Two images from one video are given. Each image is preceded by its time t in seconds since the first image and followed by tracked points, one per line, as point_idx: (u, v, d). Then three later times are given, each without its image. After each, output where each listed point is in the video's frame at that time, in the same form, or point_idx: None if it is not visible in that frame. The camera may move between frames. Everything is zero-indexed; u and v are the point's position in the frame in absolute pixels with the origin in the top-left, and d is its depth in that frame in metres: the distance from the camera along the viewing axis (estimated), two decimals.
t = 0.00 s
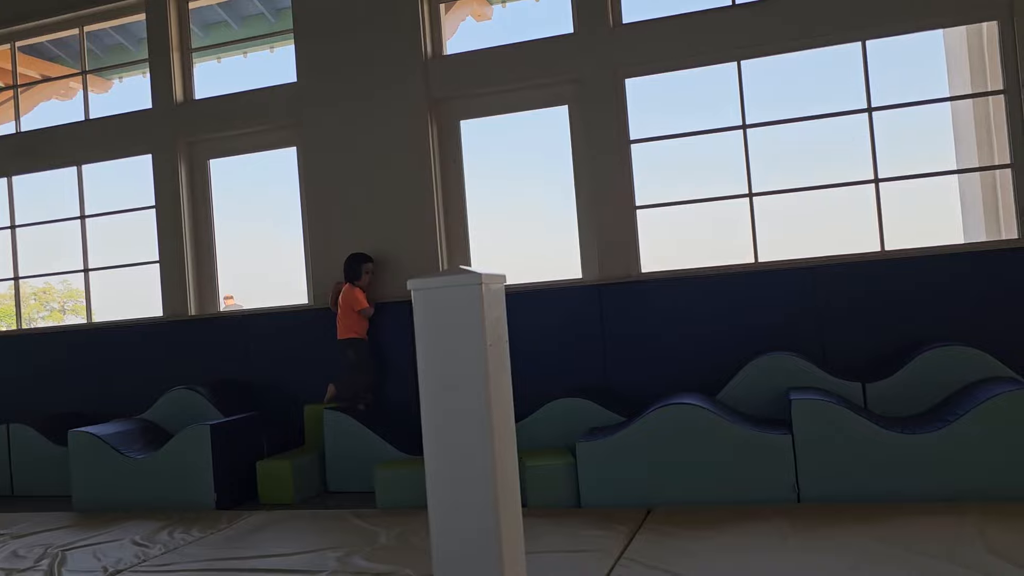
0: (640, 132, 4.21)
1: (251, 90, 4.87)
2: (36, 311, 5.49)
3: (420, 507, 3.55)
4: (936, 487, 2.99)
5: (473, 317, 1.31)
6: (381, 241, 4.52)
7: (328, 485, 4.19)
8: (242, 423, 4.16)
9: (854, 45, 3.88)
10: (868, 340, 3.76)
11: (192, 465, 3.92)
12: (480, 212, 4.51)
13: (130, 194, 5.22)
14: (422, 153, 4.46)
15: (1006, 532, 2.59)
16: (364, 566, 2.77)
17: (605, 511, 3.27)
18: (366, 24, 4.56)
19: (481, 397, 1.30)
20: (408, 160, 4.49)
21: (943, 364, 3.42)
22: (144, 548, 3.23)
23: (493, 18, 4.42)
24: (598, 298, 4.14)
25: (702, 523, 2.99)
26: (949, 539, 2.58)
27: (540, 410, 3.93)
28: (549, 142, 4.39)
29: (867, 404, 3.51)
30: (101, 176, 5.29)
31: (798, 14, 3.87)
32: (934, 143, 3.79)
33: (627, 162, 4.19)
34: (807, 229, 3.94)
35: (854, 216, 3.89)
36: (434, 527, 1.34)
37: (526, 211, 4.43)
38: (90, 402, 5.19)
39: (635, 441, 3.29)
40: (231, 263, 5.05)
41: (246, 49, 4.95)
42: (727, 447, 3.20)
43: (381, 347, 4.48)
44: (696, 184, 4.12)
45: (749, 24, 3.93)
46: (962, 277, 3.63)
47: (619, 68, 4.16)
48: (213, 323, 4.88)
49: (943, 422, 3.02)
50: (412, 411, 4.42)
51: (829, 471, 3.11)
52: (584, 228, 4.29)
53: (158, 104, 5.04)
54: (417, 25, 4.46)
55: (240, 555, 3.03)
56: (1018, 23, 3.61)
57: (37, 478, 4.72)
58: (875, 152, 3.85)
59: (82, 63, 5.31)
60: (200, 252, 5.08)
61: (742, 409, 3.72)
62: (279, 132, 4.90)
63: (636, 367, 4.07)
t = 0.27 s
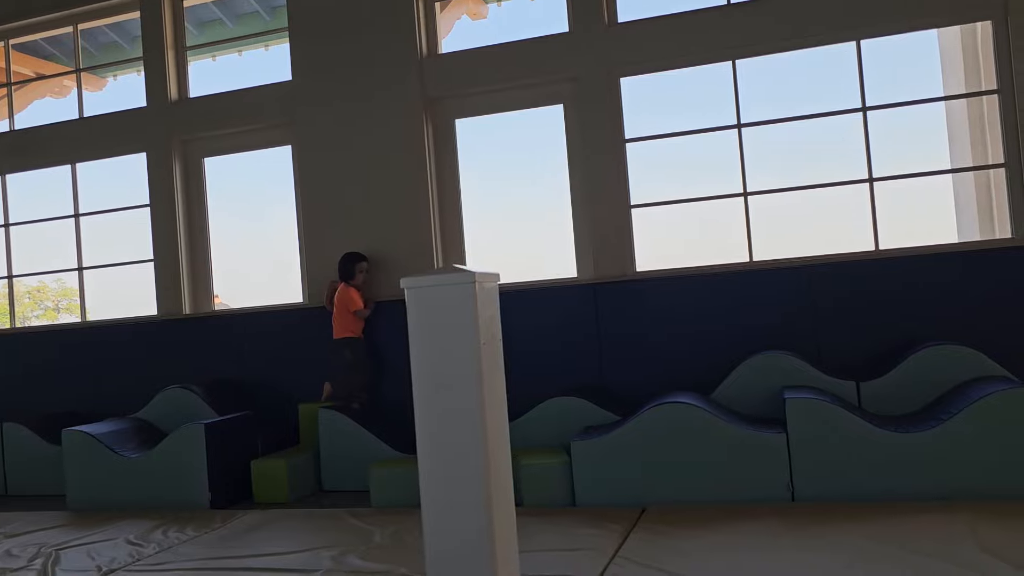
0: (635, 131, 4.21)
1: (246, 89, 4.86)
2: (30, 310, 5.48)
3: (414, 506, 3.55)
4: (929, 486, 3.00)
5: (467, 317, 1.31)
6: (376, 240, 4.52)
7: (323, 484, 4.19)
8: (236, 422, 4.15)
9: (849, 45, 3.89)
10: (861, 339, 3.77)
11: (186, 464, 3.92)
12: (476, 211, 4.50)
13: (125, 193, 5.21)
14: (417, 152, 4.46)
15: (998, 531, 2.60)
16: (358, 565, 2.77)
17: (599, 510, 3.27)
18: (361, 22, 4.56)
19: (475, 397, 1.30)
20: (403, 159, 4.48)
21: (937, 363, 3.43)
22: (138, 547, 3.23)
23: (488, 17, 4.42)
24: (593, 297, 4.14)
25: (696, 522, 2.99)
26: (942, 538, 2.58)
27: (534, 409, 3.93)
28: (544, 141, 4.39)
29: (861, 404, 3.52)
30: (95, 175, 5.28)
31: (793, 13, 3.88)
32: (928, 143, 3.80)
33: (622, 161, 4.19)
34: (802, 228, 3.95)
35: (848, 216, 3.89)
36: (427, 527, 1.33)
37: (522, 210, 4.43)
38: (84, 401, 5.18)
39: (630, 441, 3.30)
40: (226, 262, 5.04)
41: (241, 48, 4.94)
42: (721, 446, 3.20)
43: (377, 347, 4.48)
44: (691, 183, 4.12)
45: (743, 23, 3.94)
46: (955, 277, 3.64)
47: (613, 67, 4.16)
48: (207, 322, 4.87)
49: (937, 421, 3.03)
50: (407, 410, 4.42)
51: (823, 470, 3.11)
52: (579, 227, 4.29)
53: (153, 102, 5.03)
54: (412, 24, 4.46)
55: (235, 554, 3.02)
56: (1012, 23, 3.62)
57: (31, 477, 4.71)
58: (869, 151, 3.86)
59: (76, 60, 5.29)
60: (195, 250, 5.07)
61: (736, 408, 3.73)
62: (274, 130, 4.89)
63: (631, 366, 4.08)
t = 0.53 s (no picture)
0: (629, 131, 4.22)
1: (240, 87, 4.85)
2: (23, 308, 5.46)
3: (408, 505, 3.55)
4: (921, 485, 3.01)
5: (459, 315, 1.31)
6: (370, 239, 4.52)
7: (316, 482, 4.18)
8: (229, 421, 4.14)
9: (842, 45, 3.90)
10: (854, 339, 3.78)
11: (179, 462, 3.91)
12: (470, 210, 4.51)
13: (118, 191, 5.20)
14: (411, 151, 4.46)
15: (989, 529, 2.61)
16: (352, 564, 2.77)
17: (592, 509, 3.27)
18: (355, 20, 4.55)
19: (468, 395, 1.30)
20: (397, 158, 4.48)
21: (929, 363, 3.44)
22: (130, 546, 3.22)
23: (483, 16, 4.42)
24: (587, 296, 4.14)
25: (689, 520, 3.00)
26: (934, 536, 2.59)
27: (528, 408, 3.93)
28: (538, 140, 4.39)
29: (854, 403, 3.53)
30: (88, 173, 5.26)
31: (786, 14, 3.89)
32: (921, 143, 3.82)
33: (616, 160, 4.20)
34: (795, 228, 3.96)
35: (842, 216, 3.91)
36: (419, 526, 1.33)
37: (516, 209, 4.43)
38: (76, 400, 5.17)
39: (623, 440, 3.30)
40: (220, 260, 5.03)
41: (235, 46, 4.93)
42: (714, 445, 3.21)
43: (371, 345, 4.47)
44: (686, 182, 4.12)
45: (738, 23, 3.94)
46: (948, 277, 3.65)
47: (608, 66, 4.16)
48: (201, 320, 4.86)
49: (929, 420, 3.04)
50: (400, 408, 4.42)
51: (815, 469, 3.12)
52: (573, 226, 4.30)
53: (146, 100, 5.02)
54: (406, 22, 4.45)
55: (228, 553, 3.02)
56: (1005, 24, 3.63)
57: (23, 475, 4.70)
58: (862, 151, 3.87)
59: (69, 58, 5.28)
60: (189, 248, 5.06)
61: (729, 407, 3.73)
62: (267, 129, 4.89)
63: (624, 366, 4.08)
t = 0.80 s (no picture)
0: (621, 130, 4.22)
1: (232, 84, 4.83)
2: (13, 305, 5.44)
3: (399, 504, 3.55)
4: (911, 484, 3.03)
5: (450, 313, 1.31)
6: (363, 237, 4.51)
7: (307, 481, 4.17)
8: (220, 419, 4.13)
9: (835, 46, 3.91)
10: (845, 339, 3.79)
11: (170, 460, 3.90)
12: (462, 208, 4.50)
13: (109, 188, 5.18)
14: (404, 149, 4.45)
15: (977, 529, 2.63)
16: (343, 562, 2.77)
17: (584, 507, 3.28)
18: (348, 18, 4.54)
19: (458, 393, 1.30)
20: (390, 156, 4.48)
21: (919, 363, 3.46)
22: (120, 544, 3.21)
23: (476, 14, 4.41)
24: (579, 296, 4.14)
25: (680, 519, 3.01)
26: (923, 535, 2.61)
27: (520, 406, 3.93)
28: (531, 140, 4.39)
29: (844, 402, 3.54)
30: (79, 169, 5.24)
31: (779, 14, 3.90)
32: (912, 144, 3.83)
33: (609, 160, 4.20)
34: (787, 228, 3.98)
35: (833, 216, 3.92)
36: (410, 525, 1.33)
37: (508, 209, 4.43)
38: (66, 397, 5.15)
39: (615, 439, 3.31)
40: (211, 258, 5.02)
41: (227, 43, 4.91)
42: (706, 444, 3.22)
43: (363, 343, 4.47)
44: (678, 182, 4.13)
45: (730, 23, 3.95)
46: (938, 277, 3.67)
47: (601, 65, 4.17)
48: (192, 318, 4.84)
49: (919, 419, 3.05)
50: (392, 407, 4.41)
51: (805, 468, 3.13)
52: (565, 225, 4.30)
53: (138, 97, 5.00)
54: (400, 20, 4.45)
55: (218, 551, 3.01)
56: (995, 26, 3.65)
57: (13, 473, 4.67)
58: (853, 151, 3.89)
59: (61, 54, 5.26)
60: (180, 246, 5.04)
61: (721, 406, 3.74)
62: (260, 126, 4.87)
63: (616, 365, 4.09)
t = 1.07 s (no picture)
0: (611, 129, 4.22)
1: (221, 79, 4.81)
2: None
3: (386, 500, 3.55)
4: (896, 482, 3.05)
5: (438, 310, 1.31)
6: (351, 233, 4.51)
7: (295, 477, 4.17)
8: (207, 415, 4.12)
9: (824, 46, 3.92)
10: (832, 338, 3.81)
11: (156, 456, 3.88)
12: (451, 205, 4.50)
13: (96, 183, 5.15)
14: (394, 147, 4.45)
15: (961, 527, 2.65)
16: (330, 558, 2.76)
17: (571, 505, 3.28)
18: (338, 14, 4.53)
19: (446, 390, 1.30)
20: (380, 153, 4.47)
21: (905, 362, 3.48)
22: (106, 541, 3.20)
23: (467, 12, 4.41)
24: (568, 293, 4.15)
25: (667, 517, 3.02)
26: (908, 533, 2.63)
27: (509, 404, 3.93)
28: (521, 137, 4.39)
29: (831, 401, 3.56)
30: (66, 164, 5.21)
31: (769, 14, 3.91)
32: (900, 145, 3.86)
33: (598, 158, 4.20)
34: (775, 227, 3.99)
35: (821, 216, 3.94)
36: (397, 522, 1.33)
37: (498, 206, 4.43)
38: (52, 393, 5.11)
39: (603, 436, 3.31)
40: (199, 253, 5.00)
41: (216, 38, 4.89)
42: (693, 442, 3.23)
43: (351, 340, 4.46)
44: (667, 180, 4.14)
45: (720, 22, 3.97)
46: (924, 277, 3.69)
47: (591, 64, 4.17)
48: (179, 314, 4.82)
49: (906, 419, 3.07)
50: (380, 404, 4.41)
51: (792, 466, 3.15)
52: (554, 223, 4.30)
53: (126, 91, 4.97)
54: (390, 17, 4.44)
55: (205, 547, 3.00)
56: (983, 28, 3.68)
57: None
58: (842, 151, 3.91)
59: (48, 47, 5.22)
60: (167, 241, 5.02)
61: (708, 404, 3.75)
62: (248, 122, 4.85)
63: (604, 363, 4.10)
